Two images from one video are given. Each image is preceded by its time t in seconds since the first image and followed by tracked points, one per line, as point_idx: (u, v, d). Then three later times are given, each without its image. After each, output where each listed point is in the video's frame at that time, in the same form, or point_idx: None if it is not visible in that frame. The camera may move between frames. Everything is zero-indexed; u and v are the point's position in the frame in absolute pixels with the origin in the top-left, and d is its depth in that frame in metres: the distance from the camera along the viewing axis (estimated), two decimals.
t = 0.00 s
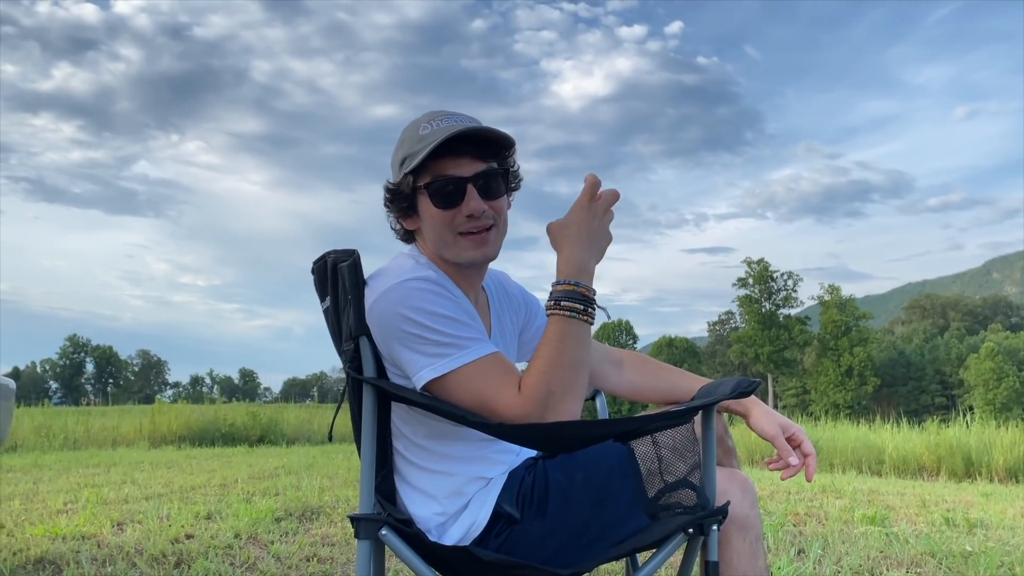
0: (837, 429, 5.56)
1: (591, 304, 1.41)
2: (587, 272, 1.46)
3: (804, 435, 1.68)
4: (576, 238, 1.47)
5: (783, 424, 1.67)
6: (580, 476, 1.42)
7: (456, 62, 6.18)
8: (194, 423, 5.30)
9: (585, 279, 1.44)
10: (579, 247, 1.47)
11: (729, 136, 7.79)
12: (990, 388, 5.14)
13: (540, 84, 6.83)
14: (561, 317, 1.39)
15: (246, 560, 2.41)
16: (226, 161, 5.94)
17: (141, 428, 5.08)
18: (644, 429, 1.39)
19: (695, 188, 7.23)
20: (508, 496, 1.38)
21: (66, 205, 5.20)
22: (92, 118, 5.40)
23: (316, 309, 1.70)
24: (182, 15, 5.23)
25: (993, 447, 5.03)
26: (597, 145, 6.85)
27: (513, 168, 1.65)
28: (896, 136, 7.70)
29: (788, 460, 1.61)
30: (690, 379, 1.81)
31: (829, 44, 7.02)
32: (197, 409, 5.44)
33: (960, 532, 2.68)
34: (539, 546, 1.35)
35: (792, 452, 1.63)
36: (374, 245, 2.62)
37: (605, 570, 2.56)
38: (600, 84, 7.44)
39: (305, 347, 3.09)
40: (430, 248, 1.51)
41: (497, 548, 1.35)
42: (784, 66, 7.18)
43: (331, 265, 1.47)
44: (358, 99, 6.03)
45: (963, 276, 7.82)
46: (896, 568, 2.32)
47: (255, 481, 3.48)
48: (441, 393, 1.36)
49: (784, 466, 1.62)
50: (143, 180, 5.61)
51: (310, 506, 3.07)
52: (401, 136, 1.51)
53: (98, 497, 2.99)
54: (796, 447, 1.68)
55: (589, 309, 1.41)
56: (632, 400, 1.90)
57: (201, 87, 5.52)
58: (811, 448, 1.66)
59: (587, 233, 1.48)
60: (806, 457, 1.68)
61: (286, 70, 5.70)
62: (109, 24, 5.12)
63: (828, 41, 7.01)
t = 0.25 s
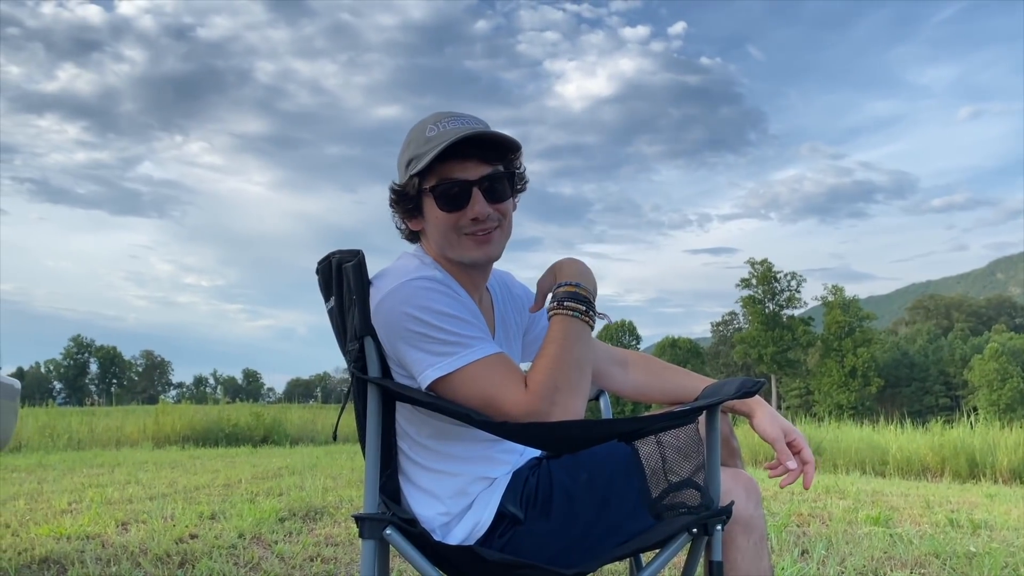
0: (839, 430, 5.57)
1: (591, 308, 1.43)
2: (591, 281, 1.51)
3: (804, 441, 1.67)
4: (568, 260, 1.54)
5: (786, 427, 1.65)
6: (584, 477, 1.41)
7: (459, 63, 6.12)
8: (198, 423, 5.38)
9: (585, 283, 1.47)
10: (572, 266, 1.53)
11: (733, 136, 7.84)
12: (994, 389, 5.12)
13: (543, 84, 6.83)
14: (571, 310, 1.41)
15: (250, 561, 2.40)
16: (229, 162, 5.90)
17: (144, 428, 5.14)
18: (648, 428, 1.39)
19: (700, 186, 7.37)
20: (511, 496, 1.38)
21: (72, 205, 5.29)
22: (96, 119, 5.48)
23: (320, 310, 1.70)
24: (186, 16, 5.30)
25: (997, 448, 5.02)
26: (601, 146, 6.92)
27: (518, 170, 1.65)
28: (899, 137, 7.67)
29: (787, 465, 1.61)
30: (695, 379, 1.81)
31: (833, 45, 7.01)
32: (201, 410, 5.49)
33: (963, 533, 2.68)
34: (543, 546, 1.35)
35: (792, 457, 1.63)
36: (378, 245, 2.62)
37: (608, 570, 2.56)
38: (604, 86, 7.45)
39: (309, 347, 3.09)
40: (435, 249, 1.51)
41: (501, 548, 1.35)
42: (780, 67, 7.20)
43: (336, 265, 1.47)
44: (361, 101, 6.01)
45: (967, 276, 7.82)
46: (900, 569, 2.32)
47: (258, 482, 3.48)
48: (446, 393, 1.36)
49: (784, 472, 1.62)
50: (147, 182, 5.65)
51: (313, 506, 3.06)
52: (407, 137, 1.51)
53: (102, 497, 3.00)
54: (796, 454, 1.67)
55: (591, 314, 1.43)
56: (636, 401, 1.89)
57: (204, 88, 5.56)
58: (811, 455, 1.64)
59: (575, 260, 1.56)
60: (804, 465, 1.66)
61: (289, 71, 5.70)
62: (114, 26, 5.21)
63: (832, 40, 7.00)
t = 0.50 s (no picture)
0: (842, 431, 5.55)
1: (592, 306, 1.43)
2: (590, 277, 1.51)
3: (806, 442, 1.64)
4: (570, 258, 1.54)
5: (786, 428, 1.63)
6: (587, 478, 1.41)
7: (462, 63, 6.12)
8: (200, 423, 5.42)
9: (587, 281, 1.47)
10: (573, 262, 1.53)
11: (736, 136, 7.86)
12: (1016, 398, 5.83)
13: (545, 84, 6.81)
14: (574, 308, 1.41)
15: (252, 560, 2.40)
16: (232, 161, 6.08)
17: (147, 428, 5.18)
18: (650, 428, 1.39)
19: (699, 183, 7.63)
20: (513, 496, 1.38)
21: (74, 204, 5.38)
22: (99, 120, 5.53)
23: (322, 310, 1.70)
24: (189, 16, 5.23)
25: (1001, 448, 4.93)
26: (604, 145, 6.82)
27: (520, 166, 1.65)
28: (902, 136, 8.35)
29: (787, 466, 1.58)
30: (697, 379, 1.81)
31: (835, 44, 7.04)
32: (204, 410, 5.51)
33: (967, 533, 2.67)
34: (545, 547, 1.35)
35: (792, 457, 1.61)
36: (380, 245, 2.61)
37: (610, 570, 2.55)
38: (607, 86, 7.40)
39: (311, 346, 3.09)
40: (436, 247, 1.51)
41: (503, 548, 1.35)
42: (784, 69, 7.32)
43: (339, 264, 1.47)
44: (364, 99, 5.98)
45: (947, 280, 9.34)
46: (903, 569, 2.31)
47: (261, 481, 3.48)
48: (447, 391, 1.35)
49: (784, 472, 1.60)
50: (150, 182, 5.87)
51: (316, 506, 3.05)
52: (408, 134, 1.51)
53: (105, 497, 3.01)
54: (797, 455, 1.64)
55: (592, 311, 1.43)
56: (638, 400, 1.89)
57: (208, 88, 5.59)
58: (812, 457, 1.62)
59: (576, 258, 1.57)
60: (806, 466, 1.63)
61: (292, 71, 5.70)
62: (117, 25, 5.14)
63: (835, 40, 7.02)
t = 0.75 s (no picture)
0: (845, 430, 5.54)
1: (596, 305, 1.43)
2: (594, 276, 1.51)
3: (803, 440, 1.62)
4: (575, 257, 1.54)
5: (783, 426, 1.62)
6: (587, 474, 1.41)
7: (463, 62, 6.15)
8: (203, 421, 5.40)
9: (590, 281, 1.47)
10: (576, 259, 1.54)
11: (739, 135, 8.04)
12: None
13: (547, 83, 6.78)
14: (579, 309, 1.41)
15: (254, 558, 2.39)
16: (234, 161, 6.30)
17: (149, 426, 5.19)
18: (652, 427, 1.39)
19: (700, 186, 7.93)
20: (514, 493, 1.38)
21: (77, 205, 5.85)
22: (101, 119, 5.63)
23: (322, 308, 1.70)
24: (192, 15, 5.17)
25: (1003, 448, 4.89)
26: (605, 145, 6.80)
27: (522, 166, 1.65)
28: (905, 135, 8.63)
29: (784, 463, 1.56)
30: (696, 378, 1.81)
31: (839, 42, 7.07)
32: (206, 409, 5.52)
33: (969, 532, 2.67)
34: (546, 544, 1.34)
35: (789, 455, 1.58)
36: (382, 244, 2.61)
37: (613, 569, 2.53)
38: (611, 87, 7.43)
39: (313, 345, 3.09)
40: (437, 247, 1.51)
41: (504, 545, 1.35)
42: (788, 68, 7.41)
43: (339, 262, 1.47)
44: (367, 99, 5.88)
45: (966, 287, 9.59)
46: (905, 568, 2.30)
47: (263, 480, 3.49)
48: (448, 391, 1.35)
49: (782, 469, 1.57)
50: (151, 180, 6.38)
51: (318, 504, 3.05)
52: (409, 134, 1.51)
53: (108, 495, 3.03)
54: (794, 452, 1.63)
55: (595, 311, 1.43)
56: (638, 399, 1.89)
57: (210, 86, 5.56)
58: (808, 455, 1.61)
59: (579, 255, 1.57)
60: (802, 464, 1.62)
61: (294, 70, 5.73)
62: (119, 25, 5.13)
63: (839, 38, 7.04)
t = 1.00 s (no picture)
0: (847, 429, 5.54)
1: (598, 304, 1.44)
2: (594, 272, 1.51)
3: (807, 433, 1.62)
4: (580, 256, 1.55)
5: (788, 419, 1.61)
6: (590, 472, 1.41)
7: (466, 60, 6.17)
8: (205, 419, 5.40)
9: (593, 279, 1.47)
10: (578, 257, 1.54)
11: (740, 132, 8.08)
12: None
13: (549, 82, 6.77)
14: (584, 307, 1.41)
15: (256, 556, 2.39)
16: (236, 160, 6.49)
17: (152, 425, 5.18)
18: (653, 425, 1.39)
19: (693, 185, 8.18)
20: (516, 491, 1.38)
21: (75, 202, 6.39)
22: (105, 117, 5.65)
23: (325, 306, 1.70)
24: (194, 13, 5.22)
25: (1006, 447, 4.86)
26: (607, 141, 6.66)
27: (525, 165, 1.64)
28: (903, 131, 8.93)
29: (787, 456, 1.55)
30: (700, 375, 1.81)
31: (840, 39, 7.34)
32: (208, 407, 5.52)
33: (971, 530, 2.66)
34: (549, 542, 1.34)
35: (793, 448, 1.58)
36: (384, 243, 2.61)
37: (615, 568, 2.52)
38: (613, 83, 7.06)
39: (315, 343, 3.10)
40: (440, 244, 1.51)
41: (507, 544, 1.34)
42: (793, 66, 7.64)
43: (342, 261, 1.47)
44: (368, 98, 5.82)
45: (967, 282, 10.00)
46: (907, 566, 2.30)
47: (266, 478, 3.49)
48: (451, 388, 1.35)
49: (784, 463, 1.56)
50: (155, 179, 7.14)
51: (320, 502, 3.05)
52: (413, 130, 1.51)
53: (111, 493, 3.04)
54: (797, 445, 1.62)
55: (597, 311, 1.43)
56: (641, 398, 1.88)
57: (211, 85, 5.42)
58: (813, 447, 1.60)
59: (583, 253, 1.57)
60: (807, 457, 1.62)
61: (297, 68, 5.78)
62: (122, 23, 5.13)
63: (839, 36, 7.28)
